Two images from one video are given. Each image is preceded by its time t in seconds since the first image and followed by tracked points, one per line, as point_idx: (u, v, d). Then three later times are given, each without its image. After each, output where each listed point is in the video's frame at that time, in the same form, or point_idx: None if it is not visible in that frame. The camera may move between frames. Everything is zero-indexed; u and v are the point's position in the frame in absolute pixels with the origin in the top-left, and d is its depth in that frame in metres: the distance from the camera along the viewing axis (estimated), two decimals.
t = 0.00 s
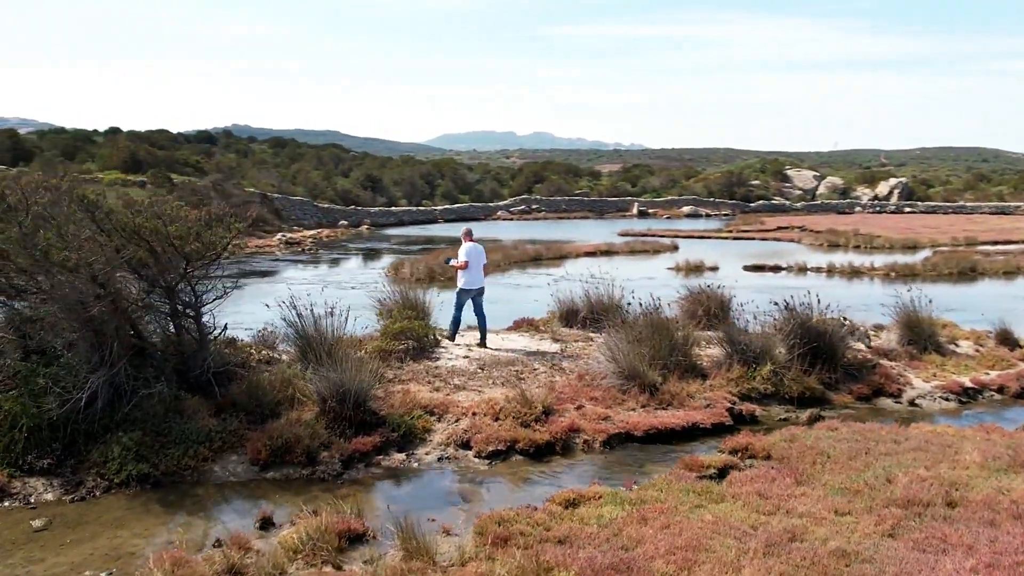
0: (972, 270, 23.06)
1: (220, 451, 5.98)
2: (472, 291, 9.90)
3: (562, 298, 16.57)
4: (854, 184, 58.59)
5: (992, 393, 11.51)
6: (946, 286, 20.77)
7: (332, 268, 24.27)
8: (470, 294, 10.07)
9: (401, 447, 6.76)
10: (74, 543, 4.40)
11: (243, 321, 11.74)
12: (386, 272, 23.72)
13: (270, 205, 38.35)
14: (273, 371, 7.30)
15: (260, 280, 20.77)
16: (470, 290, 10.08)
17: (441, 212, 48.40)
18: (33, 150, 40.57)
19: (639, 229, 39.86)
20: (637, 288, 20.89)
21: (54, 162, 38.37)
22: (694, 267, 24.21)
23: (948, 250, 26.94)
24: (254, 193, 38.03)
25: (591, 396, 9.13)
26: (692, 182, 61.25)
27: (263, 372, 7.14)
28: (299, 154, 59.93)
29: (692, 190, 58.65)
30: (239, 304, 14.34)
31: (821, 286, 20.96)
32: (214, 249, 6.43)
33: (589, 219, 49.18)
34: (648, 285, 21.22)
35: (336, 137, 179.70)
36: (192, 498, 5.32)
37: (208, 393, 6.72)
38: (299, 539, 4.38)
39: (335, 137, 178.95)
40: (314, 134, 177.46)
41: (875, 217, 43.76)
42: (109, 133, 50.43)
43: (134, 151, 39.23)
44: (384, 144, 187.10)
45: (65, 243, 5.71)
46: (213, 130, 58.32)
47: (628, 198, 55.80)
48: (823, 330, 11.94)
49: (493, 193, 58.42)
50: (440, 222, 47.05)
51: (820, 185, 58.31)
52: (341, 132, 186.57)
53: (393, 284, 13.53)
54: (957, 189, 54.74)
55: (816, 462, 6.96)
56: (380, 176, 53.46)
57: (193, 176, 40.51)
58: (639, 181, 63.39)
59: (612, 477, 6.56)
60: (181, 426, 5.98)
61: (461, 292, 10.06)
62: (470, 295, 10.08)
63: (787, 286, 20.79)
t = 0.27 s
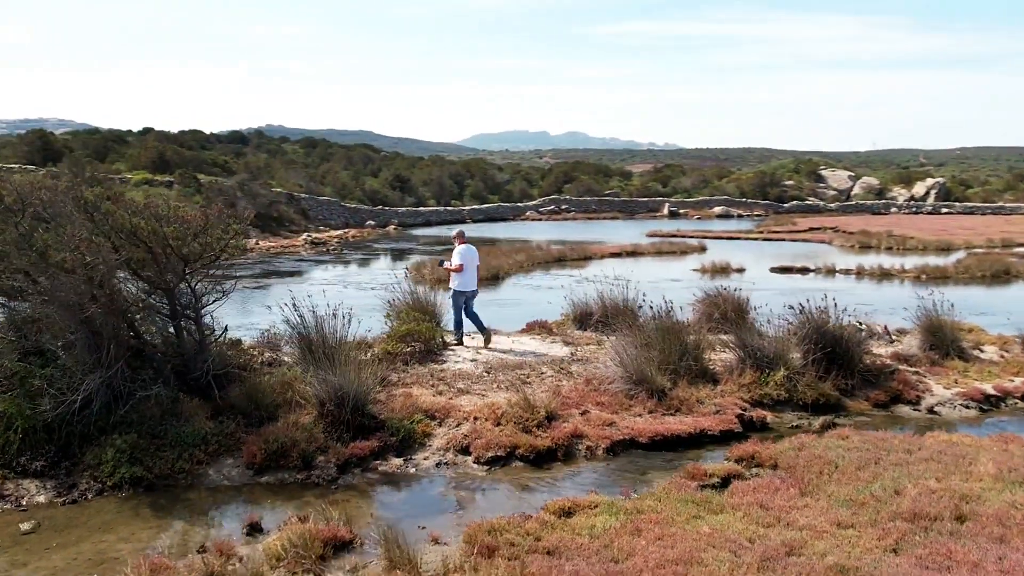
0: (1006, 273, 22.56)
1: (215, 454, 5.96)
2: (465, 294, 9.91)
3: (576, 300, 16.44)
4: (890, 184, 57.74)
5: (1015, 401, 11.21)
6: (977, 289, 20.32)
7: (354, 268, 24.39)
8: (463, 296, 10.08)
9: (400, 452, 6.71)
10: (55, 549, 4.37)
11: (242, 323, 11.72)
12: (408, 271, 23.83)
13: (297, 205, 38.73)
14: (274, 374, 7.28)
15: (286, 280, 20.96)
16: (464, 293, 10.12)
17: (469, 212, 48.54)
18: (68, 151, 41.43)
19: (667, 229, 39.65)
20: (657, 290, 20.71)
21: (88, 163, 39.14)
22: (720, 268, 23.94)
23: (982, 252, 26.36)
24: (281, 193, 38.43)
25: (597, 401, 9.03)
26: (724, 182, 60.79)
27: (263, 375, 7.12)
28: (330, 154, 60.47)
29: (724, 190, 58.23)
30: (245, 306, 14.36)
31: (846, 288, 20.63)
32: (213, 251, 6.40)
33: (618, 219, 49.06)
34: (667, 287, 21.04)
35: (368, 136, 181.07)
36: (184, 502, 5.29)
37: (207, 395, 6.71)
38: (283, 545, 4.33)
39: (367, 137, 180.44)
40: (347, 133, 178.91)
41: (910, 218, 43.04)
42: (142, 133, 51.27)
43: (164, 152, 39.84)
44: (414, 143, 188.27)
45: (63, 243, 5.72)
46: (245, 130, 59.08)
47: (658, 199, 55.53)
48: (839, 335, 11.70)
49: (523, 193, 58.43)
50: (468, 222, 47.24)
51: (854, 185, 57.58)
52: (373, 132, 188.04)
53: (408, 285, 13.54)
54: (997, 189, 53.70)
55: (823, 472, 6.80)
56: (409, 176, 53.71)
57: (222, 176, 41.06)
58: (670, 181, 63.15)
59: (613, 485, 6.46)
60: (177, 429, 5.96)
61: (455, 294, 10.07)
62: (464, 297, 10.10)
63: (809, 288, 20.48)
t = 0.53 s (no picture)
0: None
1: (213, 456, 5.94)
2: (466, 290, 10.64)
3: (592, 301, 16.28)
4: (928, 183, 56.72)
5: None
6: (1011, 291, 19.80)
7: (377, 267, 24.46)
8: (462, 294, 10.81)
9: (399, 455, 6.66)
10: (36, 552, 4.34)
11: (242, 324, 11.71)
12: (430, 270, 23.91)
13: (324, 204, 39.03)
14: (275, 375, 7.25)
15: (312, 279, 21.11)
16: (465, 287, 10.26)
17: (499, 211, 48.60)
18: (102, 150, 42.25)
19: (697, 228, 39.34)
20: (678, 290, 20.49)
21: (122, 161, 39.86)
22: (747, 268, 23.66)
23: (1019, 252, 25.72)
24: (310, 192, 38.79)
25: (604, 405, 8.91)
26: (758, 181, 60.15)
27: (264, 376, 7.08)
28: (361, 152, 60.90)
29: (757, 188, 57.65)
30: (253, 306, 14.42)
31: (874, 289, 20.25)
32: (211, 250, 6.38)
33: (649, 218, 48.83)
34: (688, 288, 20.80)
35: (401, 135, 182.12)
36: (178, 504, 5.27)
37: (208, 396, 6.70)
38: (268, 551, 4.29)
39: (400, 135, 181.57)
40: (379, 132, 179.98)
41: (947, 217, 42.17)
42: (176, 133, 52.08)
43: (193, 150, 40.40)
44: (446, 141, 189.05)
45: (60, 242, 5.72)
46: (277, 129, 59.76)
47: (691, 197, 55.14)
48: (857, 338, 11.44)
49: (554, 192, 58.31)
50: (497, 221, 47.31)
51: (891, 184, 56.69)
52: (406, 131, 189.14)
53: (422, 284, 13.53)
54: None
55: (831, 481, 6.62)
56: (439, 175, 53.91)
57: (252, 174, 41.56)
58: (702, 180, 62.76)
59: (614, 493, 6.34)
60: (174, 430, 5.95)
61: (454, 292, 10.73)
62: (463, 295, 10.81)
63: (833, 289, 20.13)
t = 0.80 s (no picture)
0: None
1: (211, 458, 5.91)
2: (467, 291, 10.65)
3: (612, 301, 16.11)
4: (972, 182, 55.59)
5: None
6: None
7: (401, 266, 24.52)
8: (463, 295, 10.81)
9: (400, 459, 6.59)
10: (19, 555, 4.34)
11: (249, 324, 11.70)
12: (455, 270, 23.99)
13: (355, 202, 39.28)
14: (279, 375, 7.22)
15: (340, 278, 21.22)
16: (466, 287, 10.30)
17: (531, 209, 48.58)
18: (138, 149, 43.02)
19: (732, 227, 38.97)
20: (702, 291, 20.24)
21: (157, 160, 40.55)
22: (778, 268, 23.32)
23: None
24: (340, 190, 39.09)
25: (614, 409, 8.77)
26: (795, 179, 59.40)
27: (268, 376, 7.06)
28: (396, 150, 61.27)
29: (795, 186, 56.96)
30: (265, 305, 14.45)
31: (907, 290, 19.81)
32: (211, 249, 6.35)
33: (684, 216, 48.48)
34: (711, 289, 20.53)
35: (436, 133, 182.88)
36: (172, 506, 5.25)
37: (211, 396, 6.68)
38: (253, 555, 4.25)
39: (435, 133, 182.53)
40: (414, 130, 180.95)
41: (989, 217, 41.22)
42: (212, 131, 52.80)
43: (225, 149, 40.92)
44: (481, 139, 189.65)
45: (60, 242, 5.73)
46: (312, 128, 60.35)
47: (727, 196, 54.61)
48: (879, 341, 11.12)
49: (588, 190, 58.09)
50: (529, 219, 47.31)
51: (933, 183, 55.64)
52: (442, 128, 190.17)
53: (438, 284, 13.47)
54: None
55: (841, 492, 6.44)
56: (473, 172, 54.06)
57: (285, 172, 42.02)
58: (738, 178, 62.15)
59: (618, 501, 6.21)
60: (173, 431, 5.93)
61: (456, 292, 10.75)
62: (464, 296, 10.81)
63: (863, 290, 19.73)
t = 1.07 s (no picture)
0: None
1: (212, 460, 5.89)
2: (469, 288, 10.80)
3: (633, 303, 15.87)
4: (1022, 181, 54.14)
5: None
6: None
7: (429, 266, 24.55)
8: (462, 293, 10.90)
9: (403, 463, 6.51)
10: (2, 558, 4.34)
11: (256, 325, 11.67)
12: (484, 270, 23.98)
13: (389, 201, 39.50)
14: (285, 377, 7.19)
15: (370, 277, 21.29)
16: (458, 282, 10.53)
17: (568, 209, 48.56)
18: (177, 150, 43.84)
19: (770, 227, 38.43)
20: (731, 292, 19.94)
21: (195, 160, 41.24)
22: (814, 269, 22.90)
23: None
24: (374, 189, 39.36)
25: (627, 414, 8.62)
26: (837, 178, 58.43)
27: (273, 378, 7.02)
28: (433, 150, 61.58)
29: (836, 185, 56.03)
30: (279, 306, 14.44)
31: (945, 293, 19.27)
32: (213, 248, 6.33)
33: (723, 216, 48.01)
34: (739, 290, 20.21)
35: (474, 132, 183.42)
36: (168, 509, 5.23)
37: (216, 398, 6.67)
38: (239, 563, 4.21)
39: (473, 132, 183.05)
40: (452, 129, 181.74)
41: None
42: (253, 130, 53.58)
43: (260, 148, 41.42)
44: (518, 138, 189.67)
45: (62, 242, 5.76)
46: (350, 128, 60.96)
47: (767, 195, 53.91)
48: (904, 346, 10.75)
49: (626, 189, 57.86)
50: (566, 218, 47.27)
51: (981, 183, 54.29)
52: (479, 127, 190.64)
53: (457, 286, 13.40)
54: None
55: (856, 504, 6.23)
56: (510, 172, 54.07)
57: (321, 171, 42.44)
58: (779, 177, 61.36)
59: (622, 510, 6.07)
60: (174, 432, 5.92)
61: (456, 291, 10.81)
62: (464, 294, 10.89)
63: (898, 292, 19.24)
